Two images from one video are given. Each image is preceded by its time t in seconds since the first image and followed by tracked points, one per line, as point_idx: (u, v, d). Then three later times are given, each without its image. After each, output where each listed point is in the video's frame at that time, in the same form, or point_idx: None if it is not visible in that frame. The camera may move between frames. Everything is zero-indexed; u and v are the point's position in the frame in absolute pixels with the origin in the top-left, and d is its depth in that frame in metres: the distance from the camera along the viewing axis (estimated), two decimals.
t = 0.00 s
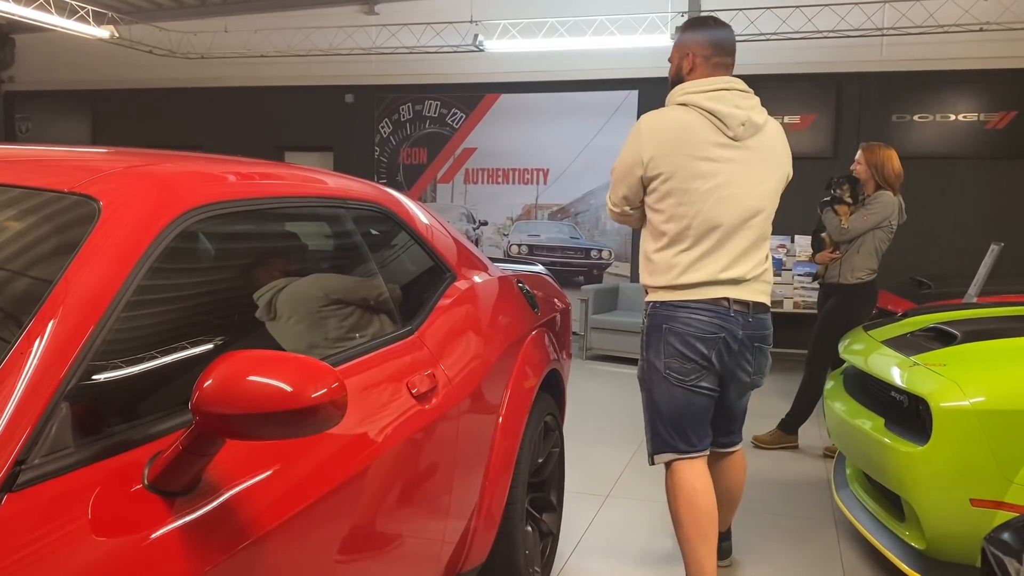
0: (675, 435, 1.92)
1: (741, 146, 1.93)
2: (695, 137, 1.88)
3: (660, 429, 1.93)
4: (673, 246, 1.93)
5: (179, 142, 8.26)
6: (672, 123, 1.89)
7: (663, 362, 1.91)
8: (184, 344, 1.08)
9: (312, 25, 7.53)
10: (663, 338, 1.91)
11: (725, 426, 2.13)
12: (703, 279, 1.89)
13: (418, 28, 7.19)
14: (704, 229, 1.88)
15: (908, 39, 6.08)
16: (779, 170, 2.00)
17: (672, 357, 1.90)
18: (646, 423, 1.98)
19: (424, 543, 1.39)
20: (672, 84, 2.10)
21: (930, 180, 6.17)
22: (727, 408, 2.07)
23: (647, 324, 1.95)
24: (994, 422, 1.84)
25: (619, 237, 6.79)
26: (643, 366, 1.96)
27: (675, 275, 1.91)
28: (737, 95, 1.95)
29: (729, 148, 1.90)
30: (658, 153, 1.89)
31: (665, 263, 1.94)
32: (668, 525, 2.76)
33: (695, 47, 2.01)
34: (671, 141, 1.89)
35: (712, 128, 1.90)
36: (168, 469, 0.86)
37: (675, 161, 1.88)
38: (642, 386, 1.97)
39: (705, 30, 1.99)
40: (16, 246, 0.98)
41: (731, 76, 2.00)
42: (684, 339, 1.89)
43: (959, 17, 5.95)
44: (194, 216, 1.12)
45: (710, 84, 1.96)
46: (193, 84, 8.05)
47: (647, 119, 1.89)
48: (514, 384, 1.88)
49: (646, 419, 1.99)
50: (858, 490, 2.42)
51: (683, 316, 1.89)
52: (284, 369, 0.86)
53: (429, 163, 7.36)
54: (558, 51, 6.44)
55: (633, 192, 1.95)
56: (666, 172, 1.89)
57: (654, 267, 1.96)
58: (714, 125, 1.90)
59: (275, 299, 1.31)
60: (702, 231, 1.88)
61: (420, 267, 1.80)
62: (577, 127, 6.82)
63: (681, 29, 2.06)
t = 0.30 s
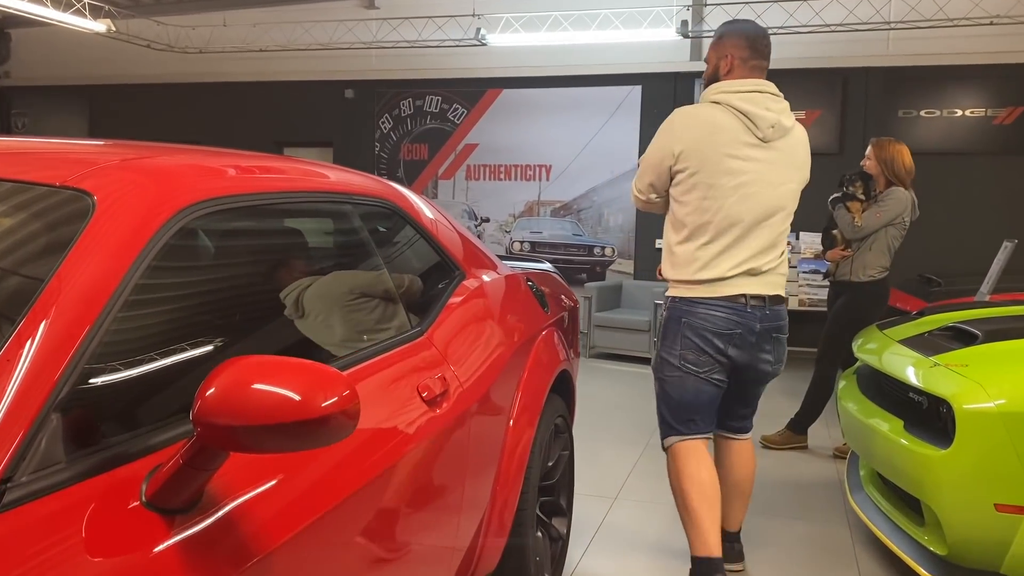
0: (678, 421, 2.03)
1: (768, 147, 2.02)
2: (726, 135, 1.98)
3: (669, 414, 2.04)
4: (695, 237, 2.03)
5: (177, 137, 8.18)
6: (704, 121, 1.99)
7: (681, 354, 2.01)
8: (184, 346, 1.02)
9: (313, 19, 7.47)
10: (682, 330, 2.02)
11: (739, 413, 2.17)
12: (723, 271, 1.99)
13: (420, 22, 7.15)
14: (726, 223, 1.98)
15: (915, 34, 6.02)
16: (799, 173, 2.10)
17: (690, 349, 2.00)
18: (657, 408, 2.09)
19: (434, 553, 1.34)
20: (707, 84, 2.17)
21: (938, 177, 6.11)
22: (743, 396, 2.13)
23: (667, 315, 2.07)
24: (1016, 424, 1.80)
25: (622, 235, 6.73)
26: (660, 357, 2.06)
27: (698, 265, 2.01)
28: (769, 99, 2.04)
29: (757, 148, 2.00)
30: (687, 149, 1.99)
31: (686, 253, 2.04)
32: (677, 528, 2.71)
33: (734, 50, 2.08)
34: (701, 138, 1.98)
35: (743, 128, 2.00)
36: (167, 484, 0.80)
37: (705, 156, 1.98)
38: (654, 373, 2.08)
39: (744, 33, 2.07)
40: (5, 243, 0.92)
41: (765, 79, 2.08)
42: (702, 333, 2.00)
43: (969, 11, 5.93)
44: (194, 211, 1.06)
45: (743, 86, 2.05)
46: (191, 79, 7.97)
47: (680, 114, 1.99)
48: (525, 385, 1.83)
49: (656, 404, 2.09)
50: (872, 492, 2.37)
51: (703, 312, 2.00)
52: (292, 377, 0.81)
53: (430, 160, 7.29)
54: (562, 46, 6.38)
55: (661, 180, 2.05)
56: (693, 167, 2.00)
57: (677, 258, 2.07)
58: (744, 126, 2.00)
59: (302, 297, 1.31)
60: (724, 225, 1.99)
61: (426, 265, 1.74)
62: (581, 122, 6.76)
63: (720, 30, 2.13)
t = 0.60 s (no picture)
0: (672, 402, 2.18)
1: (784, 141, 2.08)
2: (738, 128, 2.06)
3: (665, 395, 2.20)
4: (709, 228, 2.11)
5: (176, 133, 8.10)
6: (718, 115, 2.08)
7: (681, 343, 2.12)
8: (186, 350, 0.96)
9: (314, 13, 7.40)
10: (685, 321, 2.12)
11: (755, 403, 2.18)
12: (732, 261, 2.06)
13: (422, 16, 7.08)
14: (736, 214, 2.06)
15: (923, 29, 5.95)
16: (820, 169, 2.12)
17: (690, 340, 2.11)
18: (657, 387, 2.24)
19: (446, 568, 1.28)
20: (724, 81, 2.26)
21: (945, 173, 6.06)
22: (756, 387, 2.16)
23: (675, 304, 2.17)
24: None
25: (626, 232, 6.67)
26: (664, 342, 2.19)
27: (710, 255, 2.09)
28: (783, 96, 2.11)
29: (769, 142, 2.06)
30: (701, 144, 2.08)
31: (698, 244, 2.13)
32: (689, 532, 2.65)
33: (749, 49, 2.16)
34: (716, 133, 2.07)
35: (757, 122, 2.07)
36: (171, 507, 0.74)
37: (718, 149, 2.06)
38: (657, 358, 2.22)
39: (758, 33, 2.15)
40: None
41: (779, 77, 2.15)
42: (703, 325, 2.09)
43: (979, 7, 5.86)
44: (198, 207, 1.00)
45: (758, 82, 2.13)
46: (190, 74, 7.89)
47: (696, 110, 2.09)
48: (538, 388, 1.77)
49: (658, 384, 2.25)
50: (890, 496, 2.31)
51: (706, 305, 2.08)
52: (305, 390, 0.75)
53: (432, 156, 7.22)
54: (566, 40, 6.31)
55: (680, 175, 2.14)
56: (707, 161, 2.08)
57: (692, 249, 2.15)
58: (758, 119, 2.07)
59: (331, 290, 1.32)
60: (733, 215, 2.06)
61: (434, 262, 1.68)
62: (585, 118, 6.69)
63: (737, 30, 2.22)
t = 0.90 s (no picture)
0: (678, 398, 2.42)
1: (763, 143, 2.24)
2: (716, 135, 2.26)
3: (673, 393, 2.44)
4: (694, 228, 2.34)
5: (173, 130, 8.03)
6: (700, 124, 2.29)
7: (674, 342, 2.37)
8: (182, 351, 0.91)
9: (313, 8, 7.33)
10: (676, 321, 2.36)
11: (754, 397, 2.30)
12: (713, 259, 2.27)
13: (421, 10, 7.02)
14: (717, 215, 2.28)
15: (929, 23, 5.89)
16: (802, 164, 2.25)
17: (681, 337, 2.34)
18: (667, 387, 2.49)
19: None
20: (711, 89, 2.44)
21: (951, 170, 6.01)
22: (752, 379, 2.30)
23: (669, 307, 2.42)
24: None
25: (628, 229, 6.63)
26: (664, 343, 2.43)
27: (704, 254, 2.30)
28: (762, 101, 2.27)
29: (748, 146, 2.24)
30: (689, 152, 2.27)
31: (688, 243, 2.36)
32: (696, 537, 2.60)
33: (733, 58, 2.35)
34: (701, 141, 2.26)
35: (736, 128, 2.26)
36: (158, 528, 0.69)
37: (699, 155, 2.27)
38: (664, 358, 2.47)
39: (741, 43, 2.33)
40: None
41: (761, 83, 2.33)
42: (689, 323, 2.31)
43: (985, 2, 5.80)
44: (196, 201, 0.96)
45: (739, 90, 2.31)
46: (187, 69, 7.83)
47: (682, 121, 2.30)
48: (543, 392, 1.72)
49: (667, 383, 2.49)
50: (901, 499, 2.27)
51: (690, 304, 2.31)
52: (302, 401, 0.70)
53: (432, 152, 7.16)
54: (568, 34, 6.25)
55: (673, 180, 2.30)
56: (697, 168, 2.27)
57: (687, 249, 2.35)
58: (737, 125, 2.26)
59: (368, 277, 1.38)
60: (715, 216, 2.28)
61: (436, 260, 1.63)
62: (587, 113, 6.63)
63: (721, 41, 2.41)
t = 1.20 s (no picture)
0: (657, 381, 2.55)
1: (727, 141, 2.40)
2: (682, 136, 2.44)
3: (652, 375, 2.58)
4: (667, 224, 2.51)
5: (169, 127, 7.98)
6: (668, 127, 2.47)
7: (648, 325, 2.55)
8: (172, 347, 0.89)
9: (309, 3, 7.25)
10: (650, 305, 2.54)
11: (727, 385, 2.49)
12: (686, 251, 2.44)
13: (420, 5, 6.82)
14: (687, 210, 2.45)
15: (933, 18, 5.83)
16: (763, 161, 2.39)
17: (653, 321, 2.52)
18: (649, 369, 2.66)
19: None
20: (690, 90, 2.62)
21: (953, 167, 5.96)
22: (719, 368, 2.48)
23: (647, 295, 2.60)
24: None
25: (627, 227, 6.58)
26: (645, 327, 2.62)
27: (673, 248, 2.48)
28: (728, 98, 2.41)
29: (711, 144, 2.40)
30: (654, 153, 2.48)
31: (662, 239, 2.53)
32: (695, 539, 2.56)
33: (697, 60, 2.52)
34: (666, 142, 2.46)
35: (701, 128, 2.43)
36: (114, 544, 0.64)
37: (666, 156, 2.46)
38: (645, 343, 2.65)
39: (703, 45, 2.50)
40: None
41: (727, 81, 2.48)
42: (660, 308, 2.50)
43: None
44: (179, 192, 0.93)
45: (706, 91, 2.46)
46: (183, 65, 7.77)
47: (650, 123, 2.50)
48: (539, 392, 1.67)
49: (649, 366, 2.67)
50: (904, 501, 2.22)
51: (662, 290, 2.49)
52: (276, 406, 0.65)
53: (430, 149, 7.12)
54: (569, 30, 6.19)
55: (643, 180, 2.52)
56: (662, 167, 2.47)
57: (660, 245, 2.54)
58: (701, 126, 2.42)
59: (399, 254, 1.46)
60: (685, 212, 2.45)
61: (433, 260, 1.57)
62: (586, 110, 6.58)
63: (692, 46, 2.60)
